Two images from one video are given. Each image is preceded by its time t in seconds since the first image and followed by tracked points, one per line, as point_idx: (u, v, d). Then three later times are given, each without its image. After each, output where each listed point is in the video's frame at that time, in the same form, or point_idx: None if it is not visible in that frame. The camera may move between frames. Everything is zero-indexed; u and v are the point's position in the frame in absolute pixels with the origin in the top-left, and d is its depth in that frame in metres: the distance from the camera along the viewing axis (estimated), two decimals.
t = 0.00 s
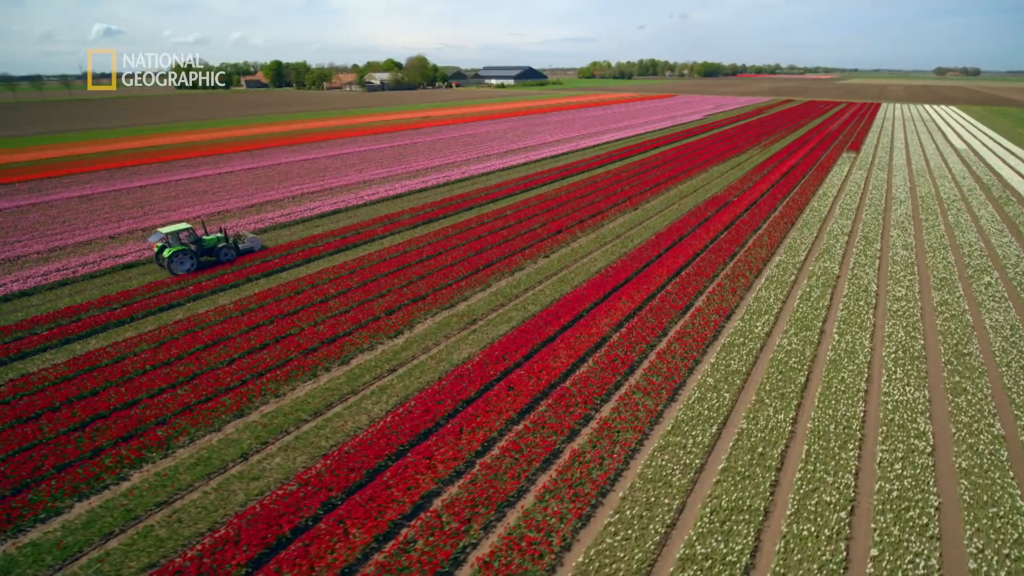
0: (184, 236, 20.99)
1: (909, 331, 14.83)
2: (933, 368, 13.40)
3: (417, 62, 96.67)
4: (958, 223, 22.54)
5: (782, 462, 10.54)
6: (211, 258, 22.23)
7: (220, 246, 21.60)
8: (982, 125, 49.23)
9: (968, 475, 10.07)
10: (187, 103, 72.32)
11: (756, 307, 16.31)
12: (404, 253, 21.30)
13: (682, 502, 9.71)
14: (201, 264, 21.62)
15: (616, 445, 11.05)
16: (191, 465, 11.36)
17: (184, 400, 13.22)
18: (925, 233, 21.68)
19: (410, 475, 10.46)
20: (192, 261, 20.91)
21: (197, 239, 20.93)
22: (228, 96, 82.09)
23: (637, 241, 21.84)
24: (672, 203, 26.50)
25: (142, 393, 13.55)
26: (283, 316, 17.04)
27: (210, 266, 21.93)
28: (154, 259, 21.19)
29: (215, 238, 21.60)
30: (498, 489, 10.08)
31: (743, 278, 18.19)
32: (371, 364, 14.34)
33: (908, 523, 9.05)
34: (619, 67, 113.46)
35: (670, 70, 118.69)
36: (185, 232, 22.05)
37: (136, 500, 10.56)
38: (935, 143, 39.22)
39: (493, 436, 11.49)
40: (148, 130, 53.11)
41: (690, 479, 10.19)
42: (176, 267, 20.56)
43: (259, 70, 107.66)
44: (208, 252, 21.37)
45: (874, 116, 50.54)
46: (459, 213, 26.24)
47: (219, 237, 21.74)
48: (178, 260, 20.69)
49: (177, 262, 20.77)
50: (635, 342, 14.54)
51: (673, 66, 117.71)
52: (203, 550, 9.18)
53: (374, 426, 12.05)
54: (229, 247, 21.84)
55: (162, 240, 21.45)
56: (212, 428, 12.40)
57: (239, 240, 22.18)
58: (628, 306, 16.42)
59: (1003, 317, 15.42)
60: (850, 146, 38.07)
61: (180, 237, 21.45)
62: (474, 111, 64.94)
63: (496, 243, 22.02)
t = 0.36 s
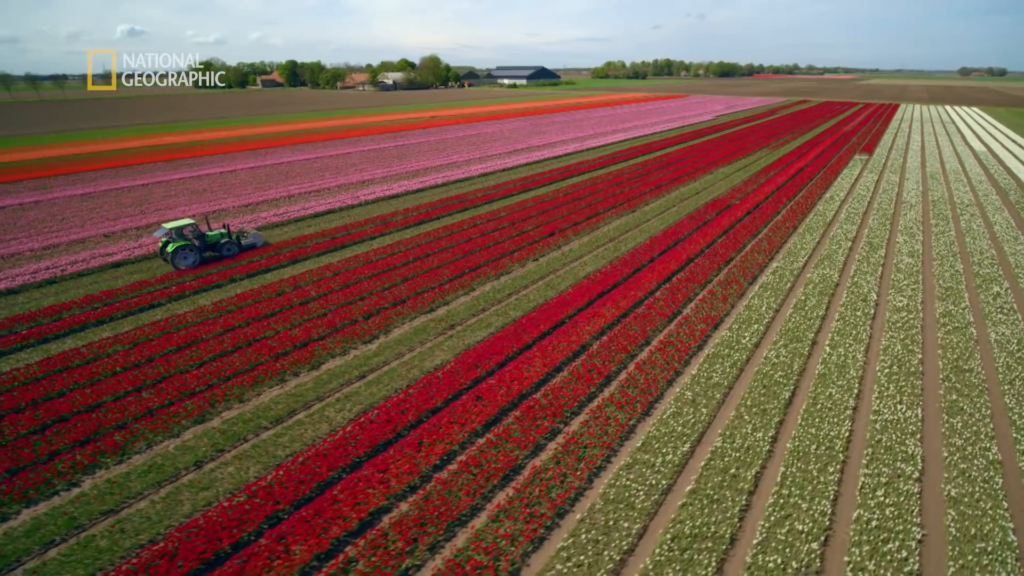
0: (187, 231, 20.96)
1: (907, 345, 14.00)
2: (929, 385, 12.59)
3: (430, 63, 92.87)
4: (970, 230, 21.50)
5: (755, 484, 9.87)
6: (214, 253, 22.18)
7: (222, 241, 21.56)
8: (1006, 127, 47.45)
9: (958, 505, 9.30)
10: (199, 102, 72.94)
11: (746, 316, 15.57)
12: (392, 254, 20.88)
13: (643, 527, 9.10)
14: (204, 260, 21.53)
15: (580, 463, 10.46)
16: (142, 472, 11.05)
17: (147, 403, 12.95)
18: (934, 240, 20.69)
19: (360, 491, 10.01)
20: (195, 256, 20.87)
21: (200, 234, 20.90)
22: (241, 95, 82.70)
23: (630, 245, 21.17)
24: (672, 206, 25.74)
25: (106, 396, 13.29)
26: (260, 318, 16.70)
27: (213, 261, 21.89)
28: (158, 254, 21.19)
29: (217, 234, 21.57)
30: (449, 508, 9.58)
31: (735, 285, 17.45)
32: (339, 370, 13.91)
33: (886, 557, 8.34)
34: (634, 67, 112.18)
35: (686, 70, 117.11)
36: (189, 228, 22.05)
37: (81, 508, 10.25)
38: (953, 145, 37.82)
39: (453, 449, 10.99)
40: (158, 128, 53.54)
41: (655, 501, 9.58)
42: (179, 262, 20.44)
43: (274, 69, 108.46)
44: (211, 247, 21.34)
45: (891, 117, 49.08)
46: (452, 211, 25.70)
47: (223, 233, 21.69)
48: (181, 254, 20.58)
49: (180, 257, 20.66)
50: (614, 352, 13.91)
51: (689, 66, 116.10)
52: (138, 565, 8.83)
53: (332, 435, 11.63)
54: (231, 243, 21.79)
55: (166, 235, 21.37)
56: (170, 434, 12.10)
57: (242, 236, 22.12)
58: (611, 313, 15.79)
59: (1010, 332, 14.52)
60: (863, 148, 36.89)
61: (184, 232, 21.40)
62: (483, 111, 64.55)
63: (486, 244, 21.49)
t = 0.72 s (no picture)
0: (191, 227, 21.16)
1: (899, 360, 13.27)
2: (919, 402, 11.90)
3: (445, 63, 92.53)
4: (978, 237, 20.59)
5: (720, 506, 9.32)
6: (217, 250, 22.33)
7: (225, 238, 21.69)
8: None
9: (936, 536, 8.67)
10: (212, 102, 73.63)
11: (732, 325, 14.94)
12: (379, 254, 20.55)
13: (594, 551, 8.62)
14: (207, 255, 21.71)
15: (538, 479, 10.01)
16: (95, 477, 10.84)
17: (111, 406, 12.78)
18: (939, 248, 19.83)
19: (306, 503, 9.71)
20: (199, 252, 21.06)
21: (204, 230, 21.07)
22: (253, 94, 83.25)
23: (622, 248, 20.63)
24: (669, 209, 25.11)
25: (72, 397, 13.14)
26: (236, 319, 16.46)
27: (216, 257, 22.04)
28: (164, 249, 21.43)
29: (221, 230, 21.72)
30: (395, 524, 9.21)
31: (724, 292, 16.82)
32: (307, 375, 13.60)
33: None
34: (648, 67, 110.85)
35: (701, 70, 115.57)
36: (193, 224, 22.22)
37: (27, 514, 10.04)
38: (970, 147, 36.54)
39: (408, 462, 10.60)
40: (168, 127, 54.04)
41: (610, 522, 9.10)
42: (183, 257, 20.66)
43: (288, 68, 109.11)
44: (214, 243, 21.50)
45: (908, 119, 47.74)
46: (445, 212, 25.32)
47: (226, 229, 21.85)
48: (185, 249, 20.79)
49: (184, 252, 20.88)
50: (589, 360, 13.40)
51: (703, 66, 114.86)
52: None
53: (289, 444, 11.32)
54: (235, 239, 21.94)
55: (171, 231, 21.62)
56: (129, 438, 11.89)
57: (244, 232, 22.24)
58: (592, 319, 15.28)
59: (1011, 346, 13.75)
60: (875, 150, 35.77)
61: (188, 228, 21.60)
62: (491, 111, 64.15)
63: (474, 246, 21.04)
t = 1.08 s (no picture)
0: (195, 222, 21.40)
1: (887, 373, 12.60)
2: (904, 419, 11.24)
3: (457, 62, 92.40)
4: (987, 245, 19.71)
5: (677, 527, 8.81)
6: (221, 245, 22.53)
7: (229, 233, 21.90)
8: None
9: (906, 566, 8.06)
10: (225, 101, 74.32)
11: (715, 333, 14.37)
12: (364, 253, 20.30)
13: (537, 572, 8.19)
14: (211, 250, 21.90)
15: (488, 493, 9.61)
16: (46, 478, 10.68)
17: (75, 405, 12.66)
18: (943, 256, 19.00)
19: (249, 511, 9.49)
20: (203, 247, 21.26)
21: (208, 225, 21.28)
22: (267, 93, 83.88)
23: (612, 251, 20.10)
24: (667, 211, 24.48)
25: (38, 395, 13.04)
26: (212, 317, 16.28)
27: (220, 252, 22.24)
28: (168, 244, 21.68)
29: (224, 226, 21.91)
30: (334, 537, 8.92)
31: (711, 298, 16.24)
32: (274, 377, 13.36)
33: None
34: (663, 67, 109.56)
35: (717, 71, 114.08)
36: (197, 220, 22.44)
37: None
38: (989, 149, 35.22)
39: (360, 471, 10.30)
40: (179, 126, 54.59)
41: (559, 540, 8.66)
42: (186, 251, 20.87)
43: (303, 68, 109.94)
44: (218, 239, 21.70)
45: (925, 121, 46.37)
46: (438, 212, 24.90)
47: (229, 224, 22.03)
48: (189, 244, 21.00)
49: (188, 246, 21.10)
50: (560, 367, 12.97)
51: (719, 66, 113.38)
52: None
53: (244, 448, 11.07)
54: (238, 235, 22.12)
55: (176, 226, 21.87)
56: (88, 438, 11.74)
57: (248, 228, 22.36)
58: (570, 324, 14.84)
59: (1011, 360, 12.99)
60: (888, 152, 34.67)
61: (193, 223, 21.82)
62: (500, 110, 63.75)
63: (462, 246, 20.58)
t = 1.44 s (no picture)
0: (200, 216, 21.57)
1: (872, 383, 11.95)
2: (884, 432, 10.63)
3: (471, 62, 92.20)
4: (995, 251, 18.81)
5: (627, 541, 8.36)
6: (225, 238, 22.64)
7: (233, 227, 22.00)
8: None
9: None
10: (239, 99, 74.94)
11: (696, 337, 13.82)
12: (351, 250, 20.08)
13: None
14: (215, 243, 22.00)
15: (434, 501, 9.28)
16: None
17: (41, 398, 12.60)
18: (947, 262, 18.17)
19: (190, 511, 9.32)
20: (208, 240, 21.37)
21: (213, 218, 21.40)
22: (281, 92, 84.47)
23: (602, 252, 19.58)
24: (664, 212, 23.83)
25: (6, 387, 13.01)
26: (190, 312, 16.16)
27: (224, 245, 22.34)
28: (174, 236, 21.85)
29: (229, 219, 22.02)
30: (270, 542, 8.71)
31: (697, 301, 15.68)
32: (241, 375, 13.17)
33: None
34: (679, 68, 108.16)
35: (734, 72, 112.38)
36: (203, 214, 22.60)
37: None
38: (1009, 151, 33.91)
39: (309, 473, 10.05)
40: (191, 124, 55.09)
41: (500, 551, 8.29)
42: (191, 244, 21.00)
43: (319, 68, 110.74)
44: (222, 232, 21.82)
45: (945, 122, 44.96)
46: (429, 211, 24.54)
47: (234, 218, 22.18)
48: (194, 237, 21.18)
49: (193, 239, 21.23)
50: (529, 370, 12.55)
51: (737, 66, 111.66)
52: None
53: (198, 446, 10.88)
54: (242, 228, 22.20)
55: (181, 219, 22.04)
56: (47, 432, 11.64)
57: (252, 221, 22.48)
58: (545, 326, 14.42)
59: (1007, 372, 12.28)
60: (902, 153, 33.57)
61: (198, 216, 22.03)
62: (510, 110, 63.27)
63: (448, 246, 20.17)
